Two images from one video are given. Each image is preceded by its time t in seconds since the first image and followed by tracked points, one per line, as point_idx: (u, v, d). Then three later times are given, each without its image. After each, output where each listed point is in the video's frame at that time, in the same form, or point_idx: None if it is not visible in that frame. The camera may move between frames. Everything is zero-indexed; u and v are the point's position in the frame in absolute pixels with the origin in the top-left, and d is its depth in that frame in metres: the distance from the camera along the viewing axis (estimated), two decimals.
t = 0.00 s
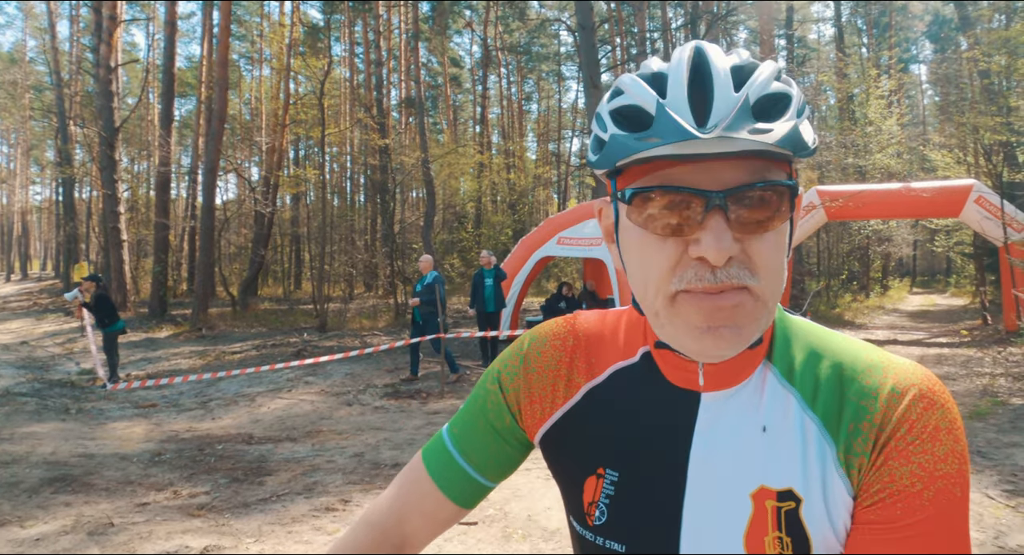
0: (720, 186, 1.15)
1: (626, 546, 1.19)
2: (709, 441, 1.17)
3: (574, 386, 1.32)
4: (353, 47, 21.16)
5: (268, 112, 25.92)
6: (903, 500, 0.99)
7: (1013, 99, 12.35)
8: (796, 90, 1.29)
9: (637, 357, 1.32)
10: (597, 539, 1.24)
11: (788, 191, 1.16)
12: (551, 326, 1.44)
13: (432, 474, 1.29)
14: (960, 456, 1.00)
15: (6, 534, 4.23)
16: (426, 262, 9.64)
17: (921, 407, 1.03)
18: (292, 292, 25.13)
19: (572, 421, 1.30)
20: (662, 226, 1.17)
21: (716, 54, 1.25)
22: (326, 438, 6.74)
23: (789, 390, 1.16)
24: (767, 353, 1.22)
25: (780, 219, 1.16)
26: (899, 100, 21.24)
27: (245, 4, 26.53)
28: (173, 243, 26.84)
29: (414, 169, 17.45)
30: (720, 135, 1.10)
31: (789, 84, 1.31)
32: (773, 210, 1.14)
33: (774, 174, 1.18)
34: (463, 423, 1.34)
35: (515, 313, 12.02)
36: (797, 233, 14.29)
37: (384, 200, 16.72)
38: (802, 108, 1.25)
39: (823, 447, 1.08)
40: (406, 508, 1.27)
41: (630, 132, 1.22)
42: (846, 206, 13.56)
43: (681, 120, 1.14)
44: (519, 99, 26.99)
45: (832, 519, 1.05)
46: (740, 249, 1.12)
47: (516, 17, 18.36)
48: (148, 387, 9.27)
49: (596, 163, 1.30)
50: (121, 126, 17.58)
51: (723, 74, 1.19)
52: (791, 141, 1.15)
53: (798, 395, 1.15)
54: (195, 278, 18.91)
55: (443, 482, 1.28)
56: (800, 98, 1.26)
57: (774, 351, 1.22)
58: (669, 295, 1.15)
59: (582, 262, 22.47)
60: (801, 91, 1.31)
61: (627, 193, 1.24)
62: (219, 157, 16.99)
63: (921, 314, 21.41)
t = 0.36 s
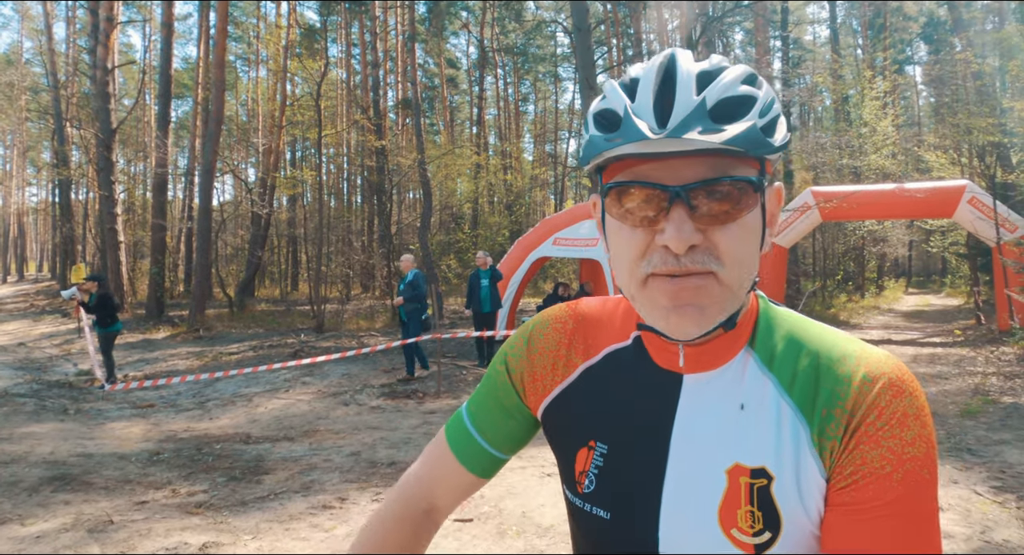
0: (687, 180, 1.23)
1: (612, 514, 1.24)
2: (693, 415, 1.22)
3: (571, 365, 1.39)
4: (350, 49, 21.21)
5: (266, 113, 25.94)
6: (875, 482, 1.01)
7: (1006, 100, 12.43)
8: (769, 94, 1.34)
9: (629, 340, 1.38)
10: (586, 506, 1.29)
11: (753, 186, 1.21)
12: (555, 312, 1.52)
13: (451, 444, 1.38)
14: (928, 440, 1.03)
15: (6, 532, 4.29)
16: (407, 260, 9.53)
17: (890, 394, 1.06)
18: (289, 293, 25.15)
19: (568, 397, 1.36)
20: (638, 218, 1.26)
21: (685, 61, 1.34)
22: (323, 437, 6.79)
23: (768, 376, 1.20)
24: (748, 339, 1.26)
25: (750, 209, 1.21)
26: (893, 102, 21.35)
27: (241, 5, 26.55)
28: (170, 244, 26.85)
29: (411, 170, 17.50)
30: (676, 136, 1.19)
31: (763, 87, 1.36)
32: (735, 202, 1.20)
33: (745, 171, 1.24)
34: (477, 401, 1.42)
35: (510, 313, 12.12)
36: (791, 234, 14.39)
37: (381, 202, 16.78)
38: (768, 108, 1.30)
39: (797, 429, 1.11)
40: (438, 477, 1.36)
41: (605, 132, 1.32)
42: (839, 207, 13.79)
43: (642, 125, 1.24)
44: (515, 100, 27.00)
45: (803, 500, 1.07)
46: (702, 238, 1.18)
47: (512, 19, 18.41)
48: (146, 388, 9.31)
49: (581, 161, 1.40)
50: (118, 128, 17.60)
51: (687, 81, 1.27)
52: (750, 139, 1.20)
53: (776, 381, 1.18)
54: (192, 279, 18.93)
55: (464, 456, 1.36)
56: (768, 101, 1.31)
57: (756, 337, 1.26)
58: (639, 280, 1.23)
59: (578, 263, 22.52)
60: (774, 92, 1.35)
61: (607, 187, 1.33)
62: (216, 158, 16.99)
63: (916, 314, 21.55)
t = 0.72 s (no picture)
0: (711, 196, 1.21)
1: (628, 531, 1.25)
2: (715, 436, 1.22)
3: (589, 377, 1.39)
4: (348, 51, 21.21)
5: (264, 114, 25.93)
6: (910, 517, 1.01)
7: (1003, 102, 12.44)
8: (808, 105, 1.31)
9: (649, 352, 1.38)
10: (601, 521, 1.30)
11: (780, 204, 1.20)
12: (571, 321, 1.53)
13: (493, 449, 1.41)
14: (962, 474, 1.03)
15: (4, 534, 4.29)
16: (399, 263, 9.50)
17: (923, 428, 1.05)
18: (287, 294, 25.12)
19: (587, 408, 1.36)
20: (661, 234, 1.25)
21: (719, 65, 1.32)
22: (321, 439, 6.80)
23: (796, 402, 1.18)
24: (775, 360, 1.25)
25: (779, 228, 1.19)
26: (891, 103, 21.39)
27: (240, 6, 26.56)
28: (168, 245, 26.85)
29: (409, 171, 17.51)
30: (700, 152, 1.17)
31: (801, 96, 1.33)
32: (762, 221, 1.18)
33: (774, 188, 1.22)
34: (511, 410, 1.44)
35: (510, 313, 12.24)
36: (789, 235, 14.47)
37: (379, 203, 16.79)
38: (801, 119, 1.27)
39: (827, 460, 1.10)
40: (486, 480, 1.39)
41: (629, 143, 1.32)
42: (837, 209, 13.59)
43: (664, 138, 1.23)
44: (514, 102, 26.98)
45: (830, 533, 1.06)
46: (726, 257, 1.16)
47: (511, 20, 18.37)
48: (144, 389, 9.32)
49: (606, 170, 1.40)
50: (117, 129, 17.58)
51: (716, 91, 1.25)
52: (777, 153, 1.17)
53: (805, 407, 1.17)
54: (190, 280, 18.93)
55: (504, 462, 1.38)
56: (805, 113, 1.28)
57: (785, 359, 1.25)
58: (660, 299, 1.21)
59: (576, 264, 22.51)
60: (811, 102, 1.32)
61: (632, 198, 1.32)
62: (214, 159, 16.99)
63: (913, 315, 21.59)
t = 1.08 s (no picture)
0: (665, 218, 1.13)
1: None
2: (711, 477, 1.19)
3: (582, 405, 1.40)
4: (348, 52, 21.22)
5: (264, 115, 25.94)
6: None
7: (1003, 102, 12.43)
8: (779, 100, 1.16)
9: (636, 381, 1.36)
10: None
11: (741, 221, 1.08)
12: (567, 340, 1.53)
13: (525, 476, 1.49)
14: (992, 524, 0.96)
15: (3, 536, 4.27)
16: (394, 267, 9.43)
17: (943, 476, 0.97)
18: (286, 295, 25.09)
19: (579, 436, 1.37)
20: (615, 259, 1.19)
21: (671, 68, 1.24)
22: (321, 440, 6.79)
23: (800, 443, 1.12)
24: (774, 396, 1.18)
25: (747, 250, 1.08)
26: (891, 104, 21.41)
27: (240, 7, 26.59)
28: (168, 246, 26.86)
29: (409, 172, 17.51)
30: (625, 168, 1.11)
31: (773, 91, 1.20)
32: (724, 240, 1.07)
33: (752, 206, 1.11)
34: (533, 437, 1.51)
35: (509, 314, 12.19)
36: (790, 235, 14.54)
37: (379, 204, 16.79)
38: (766, 118, 1.13)
39: (836, 509, 1.03)
40: (524, 506, 1.48)
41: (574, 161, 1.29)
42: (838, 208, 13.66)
43: (597, 155, 1.19)
44: (514, 103, 26.97)
45: None
46: (678, 286, 1.08)
47: (511, 21, 18.39)
48: (143, 390, 9.30)
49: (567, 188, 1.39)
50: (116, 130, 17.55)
51: (654, 98, 1.18)
52: (716, 162, 1.05)
53: (809, 450, 1.10)
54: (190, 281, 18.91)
55: (534, 488, 1.46)
56: (772, 109, 1.14)
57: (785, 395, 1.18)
58: (616, 332, 1.16)
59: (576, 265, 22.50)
60: (783, 95, 1.18)
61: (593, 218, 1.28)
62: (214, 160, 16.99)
63: (913, 316, 21.61)
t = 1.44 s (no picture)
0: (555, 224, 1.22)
1: None
2: (635, 503, 1.26)
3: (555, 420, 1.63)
4: (348, 53, 21.19)
5: (263, 116, 25.91)
6: None
7: (1003, 103, 12.43)
8: (678, 98, 1.21)
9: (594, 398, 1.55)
10: None
11: (619, 233, 1.14)
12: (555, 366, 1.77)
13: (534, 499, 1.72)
14: None
15: (3, 539, 4.25)
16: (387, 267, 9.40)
17: (848, 541, 0.91)
18: (286, 296, 25.06)
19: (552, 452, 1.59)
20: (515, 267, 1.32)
21: (575, 63, 1.32)
22: (321, 441, 6.77)
23: (710, 477, 1.13)
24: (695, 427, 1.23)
25: (633, 262, 1.14)
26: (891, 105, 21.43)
27: (239, 8, 26.54)
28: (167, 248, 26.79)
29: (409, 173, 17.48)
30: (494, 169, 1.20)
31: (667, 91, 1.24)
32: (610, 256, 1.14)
33: (646, 216, 1.17)
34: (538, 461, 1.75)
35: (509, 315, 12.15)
36: (790, 236, 14.66)
37: (379, 204, 16.74)
38: (649, 119, 1.18)
39: None
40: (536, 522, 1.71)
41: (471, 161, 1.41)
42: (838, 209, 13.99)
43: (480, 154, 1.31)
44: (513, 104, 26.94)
45: None
46: (559, 300, 1.18)
47: (511, 22, 18.37)
48: (143, 392, 9.28)
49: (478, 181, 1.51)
50: (115, 131, 17.48)
51: (540, 99, 1.26)
52: (588, 164, 1.11)
53: (722, 490, 1.09)
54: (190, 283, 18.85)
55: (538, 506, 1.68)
56: (669, 107, 1.19)
57: (708, 424, 1.21)
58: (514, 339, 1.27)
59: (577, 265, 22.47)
60: (680, 94, 1.22)
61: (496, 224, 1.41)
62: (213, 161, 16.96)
63: (913, 317, 21.62)
